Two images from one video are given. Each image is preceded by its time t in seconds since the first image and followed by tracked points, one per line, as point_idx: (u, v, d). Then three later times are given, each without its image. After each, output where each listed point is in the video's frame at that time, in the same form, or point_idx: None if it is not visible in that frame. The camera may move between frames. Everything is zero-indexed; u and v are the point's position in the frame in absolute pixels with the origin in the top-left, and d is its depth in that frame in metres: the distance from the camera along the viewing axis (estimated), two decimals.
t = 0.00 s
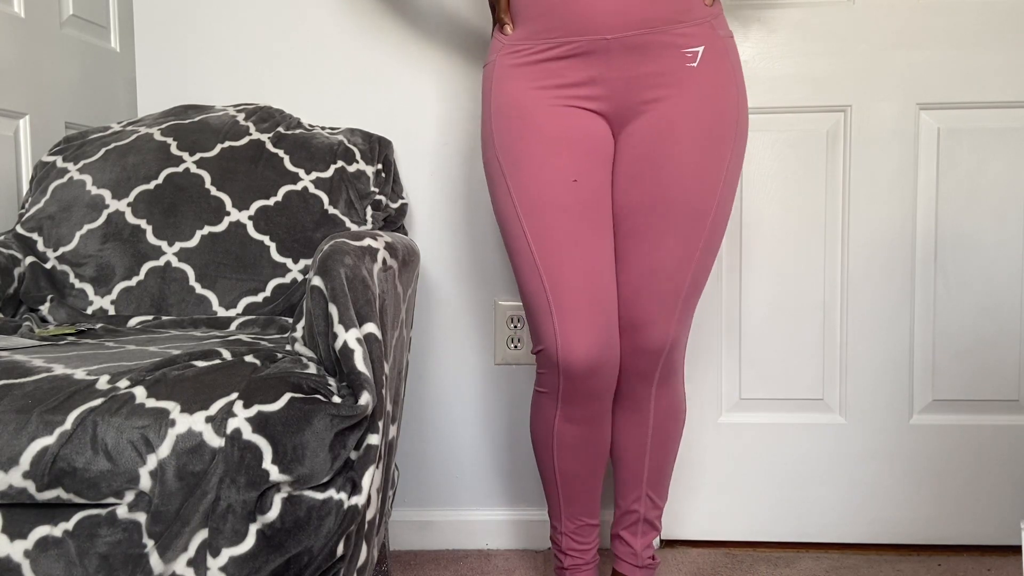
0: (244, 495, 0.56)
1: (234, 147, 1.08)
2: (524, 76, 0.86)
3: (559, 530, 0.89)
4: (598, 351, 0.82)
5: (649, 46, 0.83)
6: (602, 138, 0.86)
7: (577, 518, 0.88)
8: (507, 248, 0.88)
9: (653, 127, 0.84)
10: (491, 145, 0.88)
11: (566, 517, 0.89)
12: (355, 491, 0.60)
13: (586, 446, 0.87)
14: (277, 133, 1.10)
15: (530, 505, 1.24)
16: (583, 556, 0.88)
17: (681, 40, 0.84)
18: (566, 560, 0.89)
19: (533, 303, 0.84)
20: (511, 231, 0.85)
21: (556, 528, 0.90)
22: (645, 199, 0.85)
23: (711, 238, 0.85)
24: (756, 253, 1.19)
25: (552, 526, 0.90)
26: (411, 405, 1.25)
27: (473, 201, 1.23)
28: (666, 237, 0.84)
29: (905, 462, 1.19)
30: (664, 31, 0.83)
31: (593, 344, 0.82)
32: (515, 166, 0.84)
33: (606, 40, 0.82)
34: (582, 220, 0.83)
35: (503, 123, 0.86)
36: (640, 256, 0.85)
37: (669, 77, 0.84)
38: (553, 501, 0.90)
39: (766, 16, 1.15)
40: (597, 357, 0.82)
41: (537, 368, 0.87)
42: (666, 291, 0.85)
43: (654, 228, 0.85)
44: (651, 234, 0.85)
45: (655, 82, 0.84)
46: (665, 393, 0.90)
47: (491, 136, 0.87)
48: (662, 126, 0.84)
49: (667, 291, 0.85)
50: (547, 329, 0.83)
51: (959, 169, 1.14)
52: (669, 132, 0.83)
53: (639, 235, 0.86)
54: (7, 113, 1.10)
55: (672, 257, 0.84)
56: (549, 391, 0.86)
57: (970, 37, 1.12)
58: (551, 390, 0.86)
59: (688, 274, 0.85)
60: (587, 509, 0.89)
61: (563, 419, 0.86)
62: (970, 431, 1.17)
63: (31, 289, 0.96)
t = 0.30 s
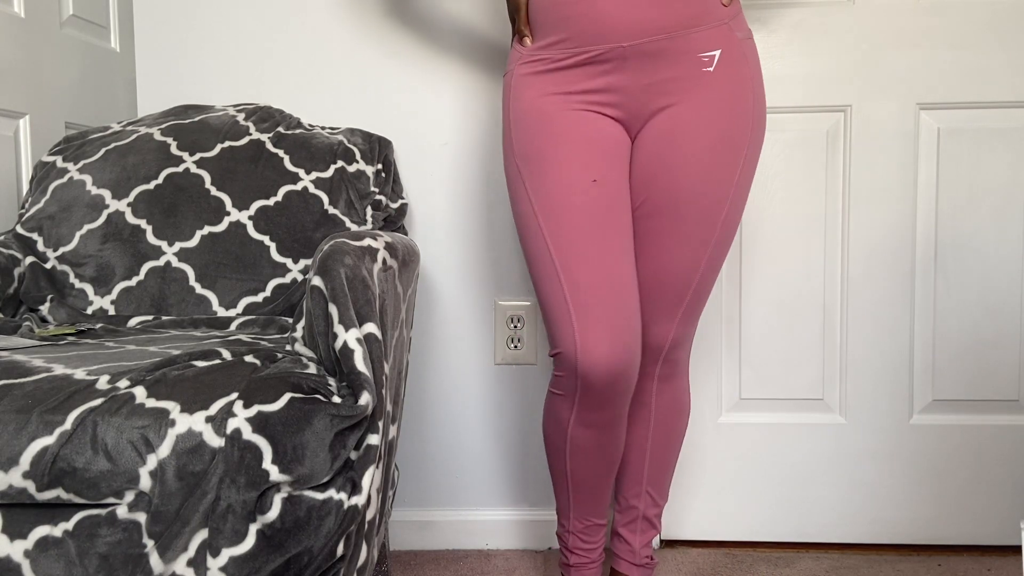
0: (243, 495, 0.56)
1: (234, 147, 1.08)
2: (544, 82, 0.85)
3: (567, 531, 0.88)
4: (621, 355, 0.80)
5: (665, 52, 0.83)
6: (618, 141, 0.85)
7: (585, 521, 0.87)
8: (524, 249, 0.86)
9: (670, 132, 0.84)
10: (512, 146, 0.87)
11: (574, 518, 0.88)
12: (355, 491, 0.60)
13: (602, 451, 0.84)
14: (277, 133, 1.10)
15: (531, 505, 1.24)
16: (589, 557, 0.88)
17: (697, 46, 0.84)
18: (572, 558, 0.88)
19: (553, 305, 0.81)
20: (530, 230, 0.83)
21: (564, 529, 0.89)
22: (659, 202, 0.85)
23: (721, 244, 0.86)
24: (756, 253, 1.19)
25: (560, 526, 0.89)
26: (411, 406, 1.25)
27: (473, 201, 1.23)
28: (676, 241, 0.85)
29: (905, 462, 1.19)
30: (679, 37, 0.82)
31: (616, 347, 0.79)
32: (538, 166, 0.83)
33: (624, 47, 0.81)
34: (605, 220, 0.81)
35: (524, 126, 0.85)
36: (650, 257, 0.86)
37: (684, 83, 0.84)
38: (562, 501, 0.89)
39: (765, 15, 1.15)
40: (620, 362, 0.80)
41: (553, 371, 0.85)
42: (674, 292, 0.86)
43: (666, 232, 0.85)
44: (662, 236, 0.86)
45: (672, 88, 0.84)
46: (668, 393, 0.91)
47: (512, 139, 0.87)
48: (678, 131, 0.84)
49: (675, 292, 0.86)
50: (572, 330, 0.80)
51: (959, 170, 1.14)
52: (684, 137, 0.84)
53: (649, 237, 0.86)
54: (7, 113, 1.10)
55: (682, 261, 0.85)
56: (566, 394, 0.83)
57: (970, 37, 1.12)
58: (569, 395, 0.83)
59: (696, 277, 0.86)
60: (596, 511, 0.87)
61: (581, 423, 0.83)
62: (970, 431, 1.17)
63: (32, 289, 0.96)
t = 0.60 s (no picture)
0: (243, 495, 0.56)
1: (234, 148, 1.08)
2: (552, 80, 0.86)
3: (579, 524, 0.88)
4: (647, 348, 0.79)
5: (671, 52, 0.83)
6: (630, 139, 0.85)
7: (598, 515, 0.87)
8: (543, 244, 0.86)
9: (682, 130, 0.84)
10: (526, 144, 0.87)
11: (585, 510, 0.87)
12: (355, 491, 0.60)
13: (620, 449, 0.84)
14: (277, 133, 1.10)
15: (532, 505, 1.24)
16: (594, 550, 0.87)
17: (704, 46, 0.83)
18: (578, 551, 0.88)
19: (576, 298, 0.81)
20: (547, 226, 0.83)
21: (575, 521, 0.89)
22: (674, 201, 0.85)
23: (734, 241, 0.86)
24: (756, 253, 1.19)
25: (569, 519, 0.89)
26: (411, 406, 1.25)
27: (474, 202, 1.23)
28: (691, 239, 0.85)
29: (905, 462, 1.19)
30: (686, 36, 0.82)
31: (640, 340, 0.78)
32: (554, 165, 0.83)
33: (629, 47, 0.82)
34: (623, 215, 0.81)
35: (534, 124, 0.85)
36: (667, 256, 0.86)
37: (690, 82, 0.84)
38: (573, 493, 0.89)
39: (766, 15, 1.15)
40: (646, 357, 0.79)
41: (577, 362, 0.84)
42: (691, 292, 0.86)
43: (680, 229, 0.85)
44: (678, 235, 0.86)
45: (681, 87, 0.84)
46: (680, 391, 0.91)
47: (522, 137, 0.87)
48: (688, 130, 0.84)
49: (691, 292, 0.86)
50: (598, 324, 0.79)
51: (959, 170, 1.14)
52: (695, 135, 0.84)
53: (665, 236, 0.86)
54: (7, 113, 1.10)
55: (698, 260, 0.85)
56: (586, 389, 0.83)
57: (970, 37, 1.12)
58: (590, 389, 0.82)
59: (711, 277, 0.86)
60: (609, 505, 0.87)
61: (600, 418, 0.83)
62: (970, 431, 1.17)
63: (32, 289, 0.96)
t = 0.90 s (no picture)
0: (244, 495, 0.56)
1: (234, 148, 1.08)
2: (552, 68, 0.86)
3: (566, 535, 0.81)
4: (633, 330, 0.75)
5: (674, 49, 0.83)
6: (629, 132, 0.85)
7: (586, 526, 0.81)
8: (535, 230, 0.83)
9: (681, 125, 0.84)
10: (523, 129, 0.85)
11: (573, 522, 0.81)
12: (355, 491, 0.60)
13: (611, 446, 0.79)
14: (277, 133, 1.10)
15: (532, 505, 1.24)
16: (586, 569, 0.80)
17: (707, 44, 0.84)
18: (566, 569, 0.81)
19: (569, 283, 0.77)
20: (542, 210, 0.80)
21: (562, 533, 0.82)
22: (671, 198, 0.85)
23: (732, 243, 0.86)
24: (756, 253, 1.19)
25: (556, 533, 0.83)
26: (411, 406, 1.25)
27: (474, 202, 1.23)
28: (688, 237, 0.85)
29: (905, 461, 1.19)
30: (689, 33, 0.83)
31: (632, 327, 0.75)
32: (552, 147, 0.81)
33: (631, 40, 0.82)
34: (621, 202, 0.79)
35: (532, 109, 0.84)
36: (663, 253, 0.86)
37: (692, 79, 0.84)
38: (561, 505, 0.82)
39: (766, 15, 1.15)
40: (630, 335, 0.75)
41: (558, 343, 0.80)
42: (687, 291, 0.86)
43: (675, 227, 0.85)
44: (675, 233, 0.85)
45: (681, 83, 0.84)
46: (675, 391, 0.91)
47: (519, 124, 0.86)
48: (689, 125, 0.84)
49: (687, 290, 0.86)
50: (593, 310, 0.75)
51: (959, 170, 1.14)
52: (693, 130, 0.84)
53: (661, 233, 0.86)
54: (7, 113, 1.10)
55: (694, 258, 0.85)
56: (577, 380, 0.78)
57: (971, 37, 1.12)
58: (582, 380, 0.78)
59: (708, 276, 0.86)
60: (599, 514, 0.81)
61: (592, 414, 0.78)
62: (970, 431, 1.17)
63: (31, 289, 0.96)
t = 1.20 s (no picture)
0: (244, 495, 0.56)
1: (234, 148, 1.08)
2: (556, 68, 0.84)
3: (638, 555, 0.70)
4: (682, 319, 0.73)
5: (679, 53, 0.83)
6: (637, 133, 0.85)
7: (660, 538, 0.70)
8: (560, 226, 0.79)
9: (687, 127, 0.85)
10: (534, 127, 0.83)
11: (655, 537, 0.70)
12: (355, 491, 0.60)
13: (676, 443, 0.73)
14: (277, 133, 1.10)
15: (533, 505, 1.24)
16: None
17: (712, 47, 0.83)
18: None
19: (611, 274, 0.74)
20: (571, 203, 0.77)
21: (638, 554, 0.70)
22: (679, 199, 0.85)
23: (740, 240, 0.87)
24: (756, 253, 1.19)
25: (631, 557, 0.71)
26: (410, 406, 1.25)
27: (474, 201, 1.23)
28: (698, 236, 0.85)
29: (905, 461, 1.19)
30: (695, 35, 0.82)
31: (681, 319, 0.73)
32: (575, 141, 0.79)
33: (636, 42, 0.82)
34: (650, 198, 0.77)
35: (539, 111, 0.83)
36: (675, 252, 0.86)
37: (696, 83, 0.84)
38: (636, 520, 0.71)
39: (766, 15, 1.15)
40: (680, 326, 0.73)
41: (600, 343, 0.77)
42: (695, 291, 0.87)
43: (683, 229, 0.86)
44: (682, 233, 0.86)
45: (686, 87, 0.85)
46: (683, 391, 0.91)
47: (525, 127, 0.84)
48: (696, 128, 0.85)
49: (695, 290, 0.87)
50: (647, 297, 0.72)
51: (959, 170, 1.14)
52: (700, 131, 0.84)
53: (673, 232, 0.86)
54: (7, 113, 1.10)
55: (706, 256, 0.85)
56: (633, 372, 0.73)
57: (971, 37, 1.12)
58: (642, 372, 0.72)
59: (717, 275, 0.86)
60: (671, 524, 0.71)
61: (654, 405, 0.72)
62: (970, 431, 1.17)
63: (31, 289, 0.96)
